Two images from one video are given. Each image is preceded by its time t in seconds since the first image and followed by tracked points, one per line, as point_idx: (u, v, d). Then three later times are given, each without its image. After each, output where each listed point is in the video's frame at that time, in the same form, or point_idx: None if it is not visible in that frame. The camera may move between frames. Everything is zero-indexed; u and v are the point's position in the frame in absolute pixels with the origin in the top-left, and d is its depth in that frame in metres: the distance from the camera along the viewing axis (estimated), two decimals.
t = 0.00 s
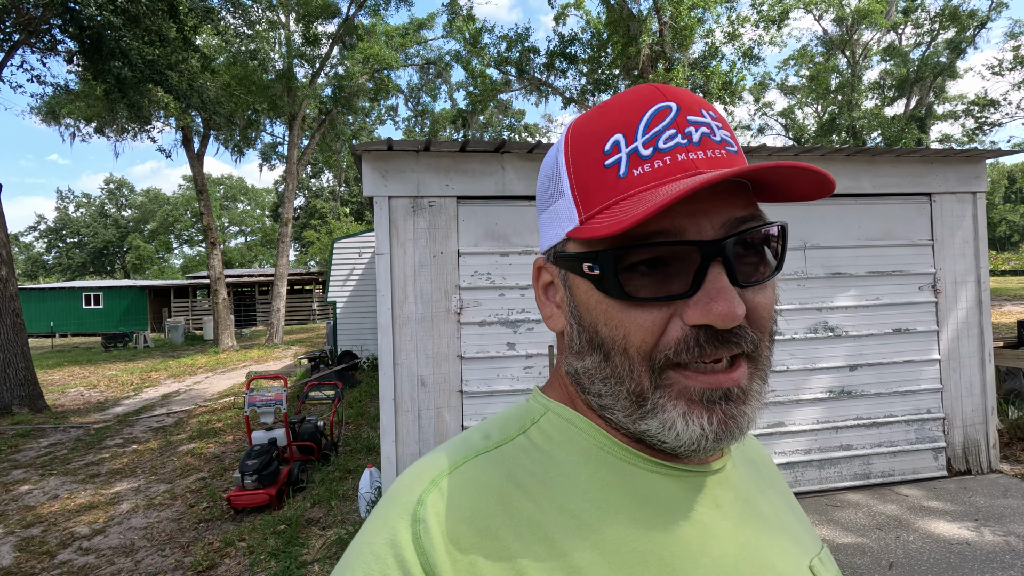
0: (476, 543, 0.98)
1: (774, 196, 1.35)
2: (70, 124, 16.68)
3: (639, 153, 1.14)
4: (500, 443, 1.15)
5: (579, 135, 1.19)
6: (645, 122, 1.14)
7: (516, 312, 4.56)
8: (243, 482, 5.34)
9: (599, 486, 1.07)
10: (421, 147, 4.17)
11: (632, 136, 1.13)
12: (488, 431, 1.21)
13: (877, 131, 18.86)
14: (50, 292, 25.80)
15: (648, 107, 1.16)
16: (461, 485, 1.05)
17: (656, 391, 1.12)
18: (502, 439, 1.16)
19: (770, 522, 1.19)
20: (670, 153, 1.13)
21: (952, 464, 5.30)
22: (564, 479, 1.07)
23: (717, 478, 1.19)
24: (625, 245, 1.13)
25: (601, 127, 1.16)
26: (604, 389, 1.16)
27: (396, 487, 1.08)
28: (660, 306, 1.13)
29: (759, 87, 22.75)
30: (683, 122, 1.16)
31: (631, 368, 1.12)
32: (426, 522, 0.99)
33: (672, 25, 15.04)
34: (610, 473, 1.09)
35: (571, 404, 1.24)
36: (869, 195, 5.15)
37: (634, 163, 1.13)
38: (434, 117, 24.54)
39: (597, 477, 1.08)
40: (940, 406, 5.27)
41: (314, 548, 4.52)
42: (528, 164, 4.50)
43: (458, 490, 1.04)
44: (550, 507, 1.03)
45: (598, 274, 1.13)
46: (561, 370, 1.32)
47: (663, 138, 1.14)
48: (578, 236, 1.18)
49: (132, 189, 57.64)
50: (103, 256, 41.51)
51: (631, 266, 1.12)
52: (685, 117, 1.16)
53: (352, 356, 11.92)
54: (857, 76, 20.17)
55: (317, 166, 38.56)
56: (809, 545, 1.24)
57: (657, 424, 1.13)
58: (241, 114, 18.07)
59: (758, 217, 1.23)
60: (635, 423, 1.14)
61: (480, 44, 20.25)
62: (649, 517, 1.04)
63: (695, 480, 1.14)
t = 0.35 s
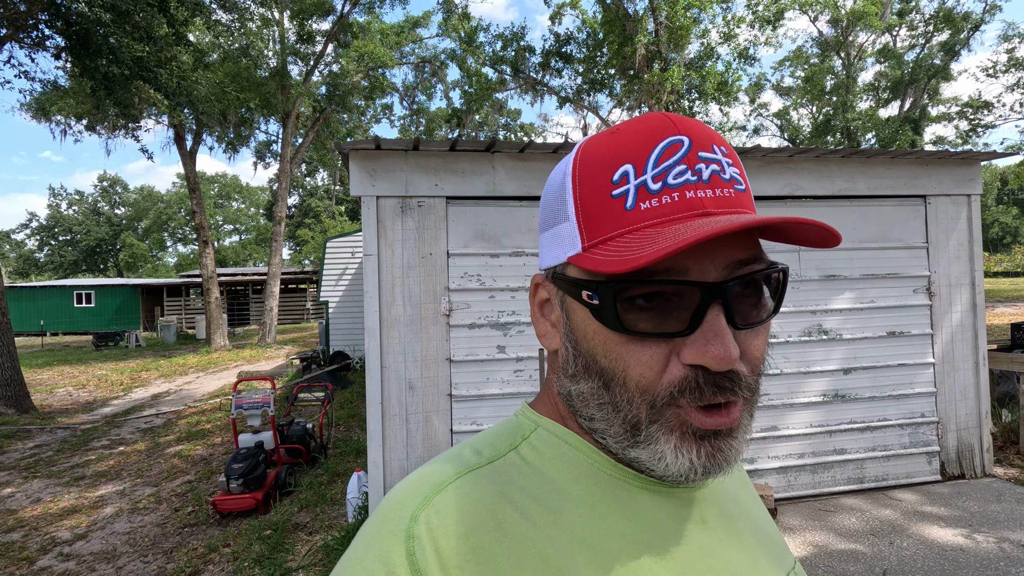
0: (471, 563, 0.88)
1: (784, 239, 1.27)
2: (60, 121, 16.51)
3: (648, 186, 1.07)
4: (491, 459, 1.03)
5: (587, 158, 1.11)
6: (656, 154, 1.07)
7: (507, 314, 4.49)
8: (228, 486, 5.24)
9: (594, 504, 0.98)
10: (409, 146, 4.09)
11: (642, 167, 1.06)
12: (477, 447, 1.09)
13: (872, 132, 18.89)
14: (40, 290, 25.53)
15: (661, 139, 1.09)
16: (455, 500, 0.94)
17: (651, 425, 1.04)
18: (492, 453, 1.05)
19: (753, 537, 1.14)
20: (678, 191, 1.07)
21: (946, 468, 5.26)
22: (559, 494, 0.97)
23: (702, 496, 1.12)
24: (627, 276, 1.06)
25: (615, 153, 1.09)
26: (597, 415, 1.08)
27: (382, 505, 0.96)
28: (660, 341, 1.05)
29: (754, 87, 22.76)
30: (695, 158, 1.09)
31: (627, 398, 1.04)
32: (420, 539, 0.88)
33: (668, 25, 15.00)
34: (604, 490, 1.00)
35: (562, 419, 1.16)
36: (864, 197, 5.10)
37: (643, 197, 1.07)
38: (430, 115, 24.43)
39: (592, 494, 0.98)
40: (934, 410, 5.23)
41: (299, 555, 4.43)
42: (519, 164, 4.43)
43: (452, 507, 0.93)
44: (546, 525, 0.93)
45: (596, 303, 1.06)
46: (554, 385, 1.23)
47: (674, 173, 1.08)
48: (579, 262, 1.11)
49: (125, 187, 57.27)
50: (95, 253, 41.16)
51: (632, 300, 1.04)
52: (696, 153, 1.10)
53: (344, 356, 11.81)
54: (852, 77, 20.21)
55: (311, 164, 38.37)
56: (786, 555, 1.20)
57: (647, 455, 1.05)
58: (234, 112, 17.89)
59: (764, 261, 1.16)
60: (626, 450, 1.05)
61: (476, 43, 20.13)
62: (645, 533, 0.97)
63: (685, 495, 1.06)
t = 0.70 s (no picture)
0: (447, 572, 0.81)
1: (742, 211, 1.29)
2: (56, 118, 16.39)
3: (620, 161, 1.06)
4: (472, 460, 0.97)
5: (559, 147, 1.10)
6: (625, 134, 1.07)
7: (500, 313, 4.45)
8: (219, 486, 5.20)
9: (578, 505, 0.92)
10: (402, 144, 4.05)
11: (614, 144, 1.06)
12: (460, 448, 1.02)
13: (870, 133, 18.89)
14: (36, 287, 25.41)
15: (627, 122, 1.09)
16: (432, 503, 0.88)
17: (630, 393, 1.04)
18: (474, 454, 0.99)
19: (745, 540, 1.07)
20: (650, 160, 1.06)
21: (941, 469, 5.24)
22: (540, 498, 0.91)
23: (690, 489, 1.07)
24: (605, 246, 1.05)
25: (590, 134, 1.08)
26: (579, 396, 1.07)
27: (359, 511, 0.90)
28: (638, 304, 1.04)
29: (752, 88, 22.76)
30: (662, 135, 1.10)
31: (606, 370, 1.03)
32: (398, 545, 0.82)
33: (667, 25, 14.96)
34: (588, 492, 0.93)
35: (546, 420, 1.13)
36: (860, 197, 5.08)
37: (614, 170, 1.05)
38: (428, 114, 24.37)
39: (575, 495, 0.92)
40: (929, 411, 5.21)
41: (290, 555, 4.39)
42: (513, 162, 4.39)
43: (432, 509, 0.87)
44: (524, 528, 0.86)
45: (578, 275, 1.04)
46: (538, 376, 1.21)
47: (645, 147, 1.07)
48: (559, 241, 1.08)
49: (122, 185, 57.04)
50: (92, 251, 40.99)
51: (613, 266, 1.04)
52: (663, 132, 1.10)
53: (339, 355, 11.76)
54: (850, 78, 20.21)
55: (309, 163, 38.26)
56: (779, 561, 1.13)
57: (630, 430, 1.03)
58: (230, 109, 17.79)
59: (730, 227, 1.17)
60: (608, 430, 1.04)
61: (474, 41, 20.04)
62: (631, 536, 0.90)
63: (669, 495, 1.00)
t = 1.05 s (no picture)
0: None
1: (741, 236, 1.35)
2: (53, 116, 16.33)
3: (677, 168, 1.08)
4: (450, 472, 0.93)
5: (612, 141, 1.07)
6: (676, 143, 1.09)
7: (496, 313, 4.43)
8: (213, 486, 5.17)
9: (558, 515, 0.89)
10: (397, 142, 4.02)
11: (668, 151, 1.08)
12: (433, 462, 0.98)
13: (869, 134, 18.88)
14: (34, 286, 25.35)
15: (670, 132, 1.12)
16: (404, 517, 0.84)
17: (669, 394, 1.02)
18: (450, 466, 0.95)
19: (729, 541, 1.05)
20: (699, 174, 1.09)
21: (938, 471, 5.23)
22: (515, 507, 0.88)
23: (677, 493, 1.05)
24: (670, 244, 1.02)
25: (641, 134, 1.07)
26: (610, 397, 1.03)
27: (332, 531, 0.86)
28: (691, 306, 1.03)
29: (751, 88, 22.77)
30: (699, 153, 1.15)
31: (651, 367, 1.00)
32: (371, 562, 0.79)
33: (666, 24, 14.93)
34: (564, 499, 0.90)
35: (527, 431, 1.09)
36: (858, 198, 5.06)
37: (675, 174, 1.06)
38: (427, 114, 24.34)
39: (549, 502, 0.89)
40: (927, 412, 5.19)
41: (283, 556, 4.36)
42: (509, 161, 4.37)
43: (408, 521, 0.84)
44: (497, 535, 0.84)
45: (644, 269, 1.00)
46: (538, 379, 1.13)
47: (691, 161, 1.11)
48: (609, 235, 1.02)
49: (121, 183, 56.91)
50: (90, 250, 40.89)
51: (680, 265, 1.01)
52: (699, 150, 1.16)
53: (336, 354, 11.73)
54: (849, 79, 20.22)
55: (308, 161, 38.23)
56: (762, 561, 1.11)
57: (663, 430, 1.01)
58: (229, 107, 17.72)
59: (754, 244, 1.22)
60: (640, 429, 1.01)
61: (473, 40, 19.97)
62: (615, 545, 0.87)
63: (652, 500, 0.97)
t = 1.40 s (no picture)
0: None
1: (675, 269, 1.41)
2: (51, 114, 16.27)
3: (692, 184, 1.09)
4: (422, 477, 0.93)
5: (640, 147, 1.02)
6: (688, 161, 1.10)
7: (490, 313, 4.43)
8: (208, 485, 5.16)
9: (533, 515, 0.88)
10: (391, 141, 4.02)
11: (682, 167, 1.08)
12: (403, 466, 0.98)
13: (867, 134, 18.91)
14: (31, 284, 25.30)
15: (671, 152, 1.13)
16: (380, 524, 0.85)
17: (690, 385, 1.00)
18: (422, 470, 0.94)
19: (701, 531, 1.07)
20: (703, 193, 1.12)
21: (932, 471, 5.24)
22: (488, 505, 0.88)
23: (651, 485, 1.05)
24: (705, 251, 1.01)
25: (665, 148, 1.05)
26: (634, 390, 0.98)
27: (302, 541, 0.87)
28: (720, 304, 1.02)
29: (750, 88, 22.80)
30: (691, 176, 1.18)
31: (681, 359, 0.97)
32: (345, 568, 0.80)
33: (665, 24, 14.94)
34: (538, 497, 0.90)
35: (506, 432, 1.01)
36: (853, 198, 5.07)
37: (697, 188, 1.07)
38: (425, 112, 24.35)
39: (522, 501, 0.89)
40: (921, 413, 5.20)
41: (276, 556, 4.36)
42: (504, 161, 4.36)
43: (381, 524, 0.85)
44: (471, 536, 0.84)
45: (694, 269, 0.96)
46: (535, 378, 1.03)
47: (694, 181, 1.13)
48: (651, 235, 0.97)
49: (119, 182, 56.82)
50: (88, 248, 40.84)
51: (719, 269, 1.00)
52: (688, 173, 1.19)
53: (333, 353, 11.72)
54: (848, 80, 20.23)
55: (307, 160, 38.22)
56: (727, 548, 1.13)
57: (679, 423, 1.00)
58: (227, 106, 17.69)
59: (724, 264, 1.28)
60: (658, 420, 0.99)
61: (472, 39, 19.95)
62: (587, 540, 0.88)
63: (624, 497, 0.97)
